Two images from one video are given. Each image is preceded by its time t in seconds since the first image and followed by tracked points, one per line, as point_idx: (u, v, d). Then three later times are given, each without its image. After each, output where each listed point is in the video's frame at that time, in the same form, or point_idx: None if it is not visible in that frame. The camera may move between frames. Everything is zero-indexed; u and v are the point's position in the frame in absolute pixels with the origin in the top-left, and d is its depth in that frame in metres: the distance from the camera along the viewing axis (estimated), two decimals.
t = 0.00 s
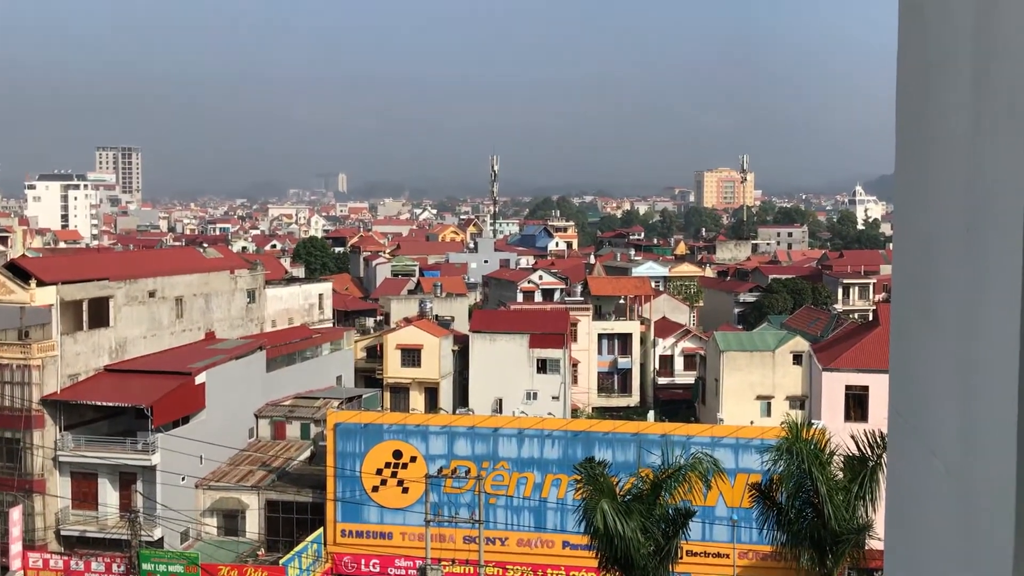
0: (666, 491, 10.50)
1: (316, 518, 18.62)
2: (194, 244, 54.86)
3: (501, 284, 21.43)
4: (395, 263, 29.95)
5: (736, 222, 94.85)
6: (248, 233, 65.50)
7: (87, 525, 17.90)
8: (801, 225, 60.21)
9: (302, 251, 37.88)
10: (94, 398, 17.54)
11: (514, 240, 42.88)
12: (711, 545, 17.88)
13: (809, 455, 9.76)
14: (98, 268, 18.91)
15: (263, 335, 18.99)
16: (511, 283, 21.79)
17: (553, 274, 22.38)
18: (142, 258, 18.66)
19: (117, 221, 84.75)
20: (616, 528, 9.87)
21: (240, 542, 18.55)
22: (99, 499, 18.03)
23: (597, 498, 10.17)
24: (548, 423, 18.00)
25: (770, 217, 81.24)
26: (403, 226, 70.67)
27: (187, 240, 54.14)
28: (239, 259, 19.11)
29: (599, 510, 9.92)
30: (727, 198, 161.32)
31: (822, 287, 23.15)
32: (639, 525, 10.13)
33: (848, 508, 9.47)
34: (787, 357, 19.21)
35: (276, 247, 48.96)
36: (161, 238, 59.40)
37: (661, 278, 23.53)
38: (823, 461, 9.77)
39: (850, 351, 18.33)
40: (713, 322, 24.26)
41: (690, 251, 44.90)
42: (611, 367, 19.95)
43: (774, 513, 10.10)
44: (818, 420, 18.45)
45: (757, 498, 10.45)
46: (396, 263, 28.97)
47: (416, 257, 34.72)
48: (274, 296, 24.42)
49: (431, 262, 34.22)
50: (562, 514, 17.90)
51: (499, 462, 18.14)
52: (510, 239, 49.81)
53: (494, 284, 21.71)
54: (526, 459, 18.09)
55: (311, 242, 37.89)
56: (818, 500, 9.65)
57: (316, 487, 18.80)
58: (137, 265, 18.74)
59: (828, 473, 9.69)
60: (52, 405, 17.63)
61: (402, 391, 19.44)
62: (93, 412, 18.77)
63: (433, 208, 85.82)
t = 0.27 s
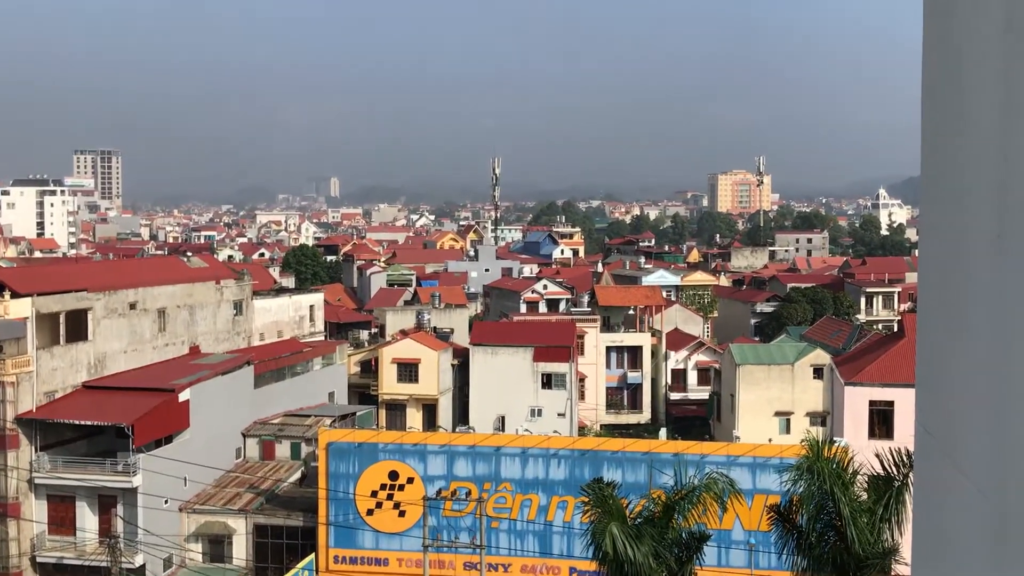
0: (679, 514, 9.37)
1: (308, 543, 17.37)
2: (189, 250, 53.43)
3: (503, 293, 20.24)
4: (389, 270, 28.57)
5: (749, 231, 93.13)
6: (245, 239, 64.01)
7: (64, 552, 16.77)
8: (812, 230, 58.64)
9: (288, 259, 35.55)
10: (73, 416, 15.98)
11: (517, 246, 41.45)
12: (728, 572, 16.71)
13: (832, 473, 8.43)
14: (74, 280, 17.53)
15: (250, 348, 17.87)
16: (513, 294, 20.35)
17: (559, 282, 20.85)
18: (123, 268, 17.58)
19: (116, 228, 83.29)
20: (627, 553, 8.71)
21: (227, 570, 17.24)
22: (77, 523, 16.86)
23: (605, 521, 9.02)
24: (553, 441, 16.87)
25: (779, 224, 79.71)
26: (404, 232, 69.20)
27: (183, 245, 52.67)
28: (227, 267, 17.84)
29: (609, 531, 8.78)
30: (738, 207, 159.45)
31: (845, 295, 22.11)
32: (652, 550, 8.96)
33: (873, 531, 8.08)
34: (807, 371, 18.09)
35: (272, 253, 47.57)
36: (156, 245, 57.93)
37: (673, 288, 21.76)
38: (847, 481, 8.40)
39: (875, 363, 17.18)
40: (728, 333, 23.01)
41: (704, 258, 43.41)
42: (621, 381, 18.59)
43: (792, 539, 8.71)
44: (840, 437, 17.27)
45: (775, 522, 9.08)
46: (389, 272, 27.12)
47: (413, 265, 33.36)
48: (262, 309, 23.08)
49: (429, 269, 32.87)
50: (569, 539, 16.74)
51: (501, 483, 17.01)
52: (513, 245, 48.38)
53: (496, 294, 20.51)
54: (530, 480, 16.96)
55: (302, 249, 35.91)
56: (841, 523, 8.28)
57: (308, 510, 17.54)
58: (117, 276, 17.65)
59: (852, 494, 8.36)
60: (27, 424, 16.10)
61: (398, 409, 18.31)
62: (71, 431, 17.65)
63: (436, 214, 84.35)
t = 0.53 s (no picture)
0: (688, 535, 8.60)
1: (300, 563, 16.39)
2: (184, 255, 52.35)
3: (505, 302, 19.42)
4: (385, 276, 27.61)
5: (759, 237, 91.88)
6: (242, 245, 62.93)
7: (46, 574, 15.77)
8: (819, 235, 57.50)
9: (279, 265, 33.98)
10: (54, 431, 14.93)
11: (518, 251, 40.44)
12: None
13: (848, 488, 7.58)
14: (56, 288, 16.43)
15: (241, 360, 17.19)
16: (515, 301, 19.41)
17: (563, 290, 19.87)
18: (107, 277, 16.83)
19: (113, 235, 82.20)
20: None
21: None
22: (61, 544, 15.87)
23: (611, 540, 8.23)
24: (557, 457, 16.10)
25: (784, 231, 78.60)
26: (405, 237, 68.03)
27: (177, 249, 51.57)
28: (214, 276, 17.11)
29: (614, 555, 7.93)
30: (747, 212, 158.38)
31: (862, 303, 21.36)
32: (660, 574, 8.13)
33: (891, 553, 7.22)
34: (823, 383, 17.24)
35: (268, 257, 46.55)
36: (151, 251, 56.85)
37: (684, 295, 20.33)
38: (865, 499, 7.55)
39: (894, 373, 16.36)
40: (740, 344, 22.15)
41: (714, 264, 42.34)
42: (627, 394, 17.73)
43: (808, 564, 7.84)
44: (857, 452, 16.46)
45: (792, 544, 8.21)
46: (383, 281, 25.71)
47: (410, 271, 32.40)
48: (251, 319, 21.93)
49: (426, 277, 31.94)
50: (573, 559, 15.96)
51: (502, 501, 16.24)
52: (515, 250, 47.35)
53: (497, 302, 19.69)
54: (533, 498, 16.20)
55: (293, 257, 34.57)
56: (859, 543, 7.40)
57: (301, 529, 16.50)
58: (101, 284, 16.88)
59: (869, 512, 7.50)
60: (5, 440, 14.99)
61: (395, 423, 17.50)
62: (52, 447, 16.69)
63: (437, 222, 83.28)
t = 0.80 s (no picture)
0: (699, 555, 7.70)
1: None
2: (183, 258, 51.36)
3: (508, 309, 18.47)
4: (383, 280, 26.63)
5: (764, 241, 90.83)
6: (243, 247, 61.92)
7: None
8: (831, 236, 56.16)
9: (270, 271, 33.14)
10: (32, 447, 13.91)
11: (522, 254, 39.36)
12: None
13: (871, 503, 6.77)
14: (34, 295, 15.32)
15: (231, 371, 16.45)
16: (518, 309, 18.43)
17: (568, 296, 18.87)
18: (87, 283, 16.00)
19: (114, 240, 81.28)
20: None
21: None
22: (40, 565, 14.56)
23: (620, 559, 7.36)
24: (563, 471, 15.19)
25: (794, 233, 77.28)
26: (405, 240, 66.86)
27: (176, 253, 50.65)
28: (200, 282, 16.23)
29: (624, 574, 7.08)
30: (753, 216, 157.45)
31: (883, 309, 20.42)
32: None
33: None
34: (842, 394, 16.31)
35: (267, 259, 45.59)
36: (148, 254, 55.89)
37: (695, 301, 19.02)
38: (887, 516, 6.73)
39: (917, 382, 15.42)
40: (756, 351, 21.16)
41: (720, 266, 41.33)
42: (637, 405, 16.79)
43: None
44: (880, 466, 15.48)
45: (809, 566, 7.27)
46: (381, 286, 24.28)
47: (410, 276, 31.40)
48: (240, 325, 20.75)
49: (426, 282, 30.94)
50: None
51: (505, 518, 15.35)
52: (520, 253, 46.22)
53: (499, 309, 18.75)
54: (538, 515, 15.30)
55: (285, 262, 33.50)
56: (882, 565, 6.58)
57: (293, 550, 15.47)
58: (81, 292, 15.95)
59: (893, 530, 6.69)
60: None
61: (391, 437, 16.55)
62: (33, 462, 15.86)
63: (441, 225, 82.21)
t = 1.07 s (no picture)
0: None
1: None
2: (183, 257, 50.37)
3: (514, 313, 17.46)
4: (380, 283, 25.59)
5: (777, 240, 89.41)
6: (245, 246, 60.89)
7: None
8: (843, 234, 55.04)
9: (263, 274, 32.24)
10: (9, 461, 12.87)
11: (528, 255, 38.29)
12: None
13: (900, 518, 6.44)
14: (11, 299, 14.21)
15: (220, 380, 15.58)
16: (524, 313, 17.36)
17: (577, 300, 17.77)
18: (68, 287, 15.13)
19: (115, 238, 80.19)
20: None
21: None
22: None
23: None
24: (574, 486, 14.20)
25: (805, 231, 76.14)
26: (410, 238, 65.72)
27: (173, 253, 49.63)
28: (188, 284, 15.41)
29: None
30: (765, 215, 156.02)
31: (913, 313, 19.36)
32: None
33: None
34: (870, 402, 15.27)
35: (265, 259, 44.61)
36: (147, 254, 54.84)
37: (714, 304, 17.90)
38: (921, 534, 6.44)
39: (949, 390, 14.41)
40: (780, 357, 20.10)
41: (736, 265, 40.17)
42: (651, 415, 15.81)
43: None
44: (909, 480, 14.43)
45: None
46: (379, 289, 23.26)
47: (412, 279, 30.37)
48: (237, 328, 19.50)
49: (427, 285, 29.92)
50: None
51: (512, 536, 14.38)
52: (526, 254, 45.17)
53: (505, 313, 17.71)
54: (547, 532, 14.35)
55: (278, 263, 32.52)
56: None
57: (287, 568, 14.37)
58: (62, 296, 14.94)
59: (927, 547, 6.34)
60: None
61: (391, 449, 15.55)
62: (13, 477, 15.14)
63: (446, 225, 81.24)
